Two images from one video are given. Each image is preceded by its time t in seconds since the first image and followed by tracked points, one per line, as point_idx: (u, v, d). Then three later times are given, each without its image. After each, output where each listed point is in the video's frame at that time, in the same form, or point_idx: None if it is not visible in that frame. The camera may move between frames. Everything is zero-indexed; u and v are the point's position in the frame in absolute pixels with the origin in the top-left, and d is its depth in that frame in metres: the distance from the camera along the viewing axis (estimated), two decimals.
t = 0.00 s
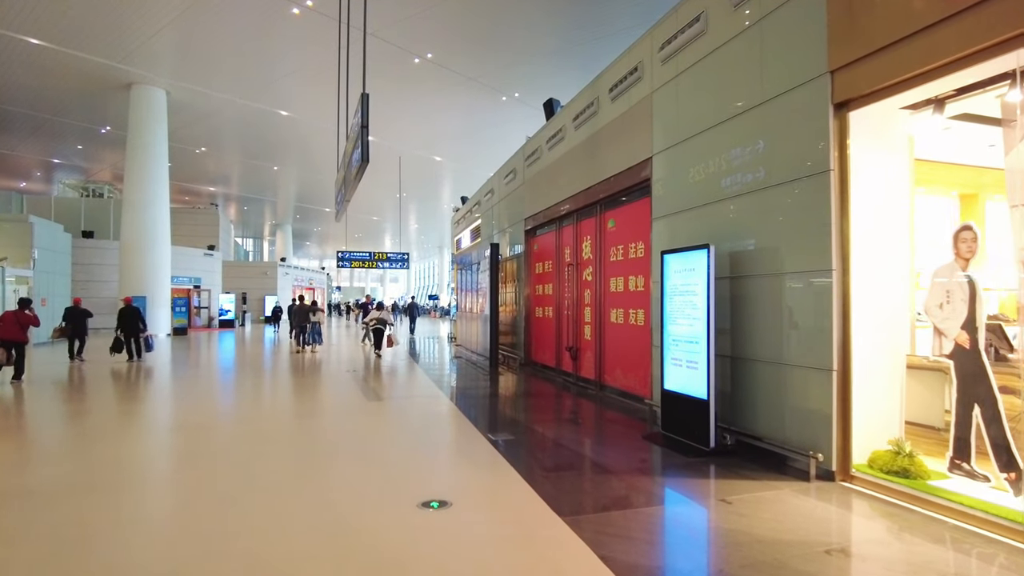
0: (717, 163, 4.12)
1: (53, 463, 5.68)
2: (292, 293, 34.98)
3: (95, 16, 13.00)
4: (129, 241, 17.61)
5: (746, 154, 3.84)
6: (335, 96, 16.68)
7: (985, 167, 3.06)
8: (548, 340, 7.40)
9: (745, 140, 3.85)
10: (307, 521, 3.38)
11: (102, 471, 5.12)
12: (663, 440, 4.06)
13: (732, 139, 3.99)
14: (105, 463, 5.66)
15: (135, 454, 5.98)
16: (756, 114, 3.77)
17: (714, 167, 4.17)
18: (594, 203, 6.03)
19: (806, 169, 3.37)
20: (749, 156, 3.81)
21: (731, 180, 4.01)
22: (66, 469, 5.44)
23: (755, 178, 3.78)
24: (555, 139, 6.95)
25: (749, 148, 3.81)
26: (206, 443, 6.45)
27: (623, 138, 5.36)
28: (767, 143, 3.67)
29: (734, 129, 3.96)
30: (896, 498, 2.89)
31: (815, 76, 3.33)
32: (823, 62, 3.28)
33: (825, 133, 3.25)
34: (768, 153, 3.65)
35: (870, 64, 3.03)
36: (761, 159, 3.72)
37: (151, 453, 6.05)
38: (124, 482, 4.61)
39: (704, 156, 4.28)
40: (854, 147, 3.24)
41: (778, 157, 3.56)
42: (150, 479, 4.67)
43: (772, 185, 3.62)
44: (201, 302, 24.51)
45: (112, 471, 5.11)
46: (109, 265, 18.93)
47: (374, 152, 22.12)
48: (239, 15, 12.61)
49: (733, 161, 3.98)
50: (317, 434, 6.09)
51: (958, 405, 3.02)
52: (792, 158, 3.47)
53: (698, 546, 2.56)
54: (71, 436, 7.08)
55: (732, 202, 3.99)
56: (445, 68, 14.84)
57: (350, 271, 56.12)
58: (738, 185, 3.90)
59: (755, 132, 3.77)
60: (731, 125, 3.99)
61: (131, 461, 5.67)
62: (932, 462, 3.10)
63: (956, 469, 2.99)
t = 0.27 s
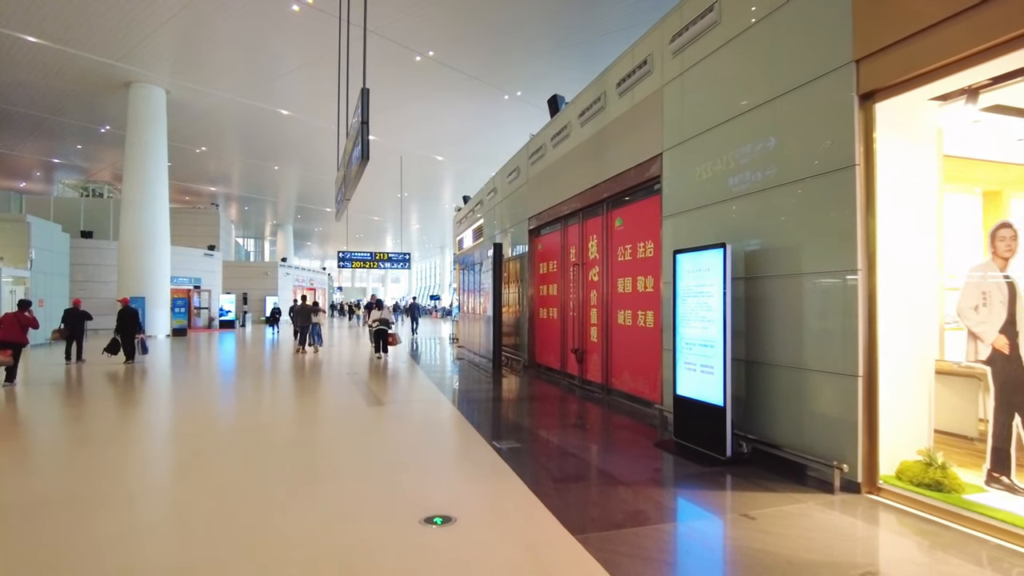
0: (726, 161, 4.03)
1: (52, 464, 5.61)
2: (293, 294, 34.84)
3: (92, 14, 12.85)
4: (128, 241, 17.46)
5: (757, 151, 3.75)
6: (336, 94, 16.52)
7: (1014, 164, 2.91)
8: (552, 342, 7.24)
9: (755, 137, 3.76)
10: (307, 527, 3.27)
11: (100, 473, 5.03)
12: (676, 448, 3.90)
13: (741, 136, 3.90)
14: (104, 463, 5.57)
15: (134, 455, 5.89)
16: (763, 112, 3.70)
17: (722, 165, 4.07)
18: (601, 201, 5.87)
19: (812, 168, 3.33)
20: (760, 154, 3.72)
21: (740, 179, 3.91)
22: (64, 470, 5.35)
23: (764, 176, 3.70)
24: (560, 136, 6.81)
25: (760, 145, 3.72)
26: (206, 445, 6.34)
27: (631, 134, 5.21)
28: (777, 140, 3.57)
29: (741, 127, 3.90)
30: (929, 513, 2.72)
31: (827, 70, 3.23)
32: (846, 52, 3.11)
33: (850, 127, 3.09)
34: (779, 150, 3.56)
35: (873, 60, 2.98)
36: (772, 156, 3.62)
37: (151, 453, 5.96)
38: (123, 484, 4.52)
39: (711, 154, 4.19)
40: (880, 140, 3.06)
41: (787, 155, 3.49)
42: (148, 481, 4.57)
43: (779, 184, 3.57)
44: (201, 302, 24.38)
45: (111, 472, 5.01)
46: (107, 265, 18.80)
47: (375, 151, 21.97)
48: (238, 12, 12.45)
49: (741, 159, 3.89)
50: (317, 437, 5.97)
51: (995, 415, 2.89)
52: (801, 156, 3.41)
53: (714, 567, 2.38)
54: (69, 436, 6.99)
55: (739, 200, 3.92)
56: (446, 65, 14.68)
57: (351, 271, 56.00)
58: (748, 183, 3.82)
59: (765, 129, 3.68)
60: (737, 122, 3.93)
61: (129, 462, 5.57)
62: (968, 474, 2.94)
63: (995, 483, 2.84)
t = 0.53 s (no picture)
0: (735, 157, 3.93)
1: (53, 463, 5.51)
2: (296, 294, 34.73)
3: (93, 11, 12.73)
4: (130, 241, 17.35)
5: (768, 147, 3.65)
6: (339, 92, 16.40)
7: None
8: (560, 342, 7.07)
9: (767, 132, 3.66)
10: (308, 532, 3.15)
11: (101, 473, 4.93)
12: (692, 454, 3.73)
13: (751, 130, 3.80)
14: (104, 463, 5.46)
15: (136, 455, 5.79)
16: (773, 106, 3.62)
17: (733, 160, 3.95)
18: (610, 198, 5.70)
19: (816, 167, 3.28)
20: (771, 149, 3.62)
21: (750, 175, 3.81)
22: (64, 469, 5.25)
23: (776, 172, 3.60)
24: (566, 131, 6.67)
25: (771, 141, 3.61)
26: (209, 444, 6.24)
27: (641, 128, 5.05)
28: (790, 135, 3.47)
29: (748, 123, 3.82)
30: (969, 526, 2.54)
31: (840, 62, 3.14)
32: (875, 34, 2.93)
33: (881, 115, 2.89)
34: (792, 145, 3.46)
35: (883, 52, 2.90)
36: (783, 152, 3.52)
37: (153, 452, 5.86)
38: (123, 484, 4.41)
39: (720, 150, 4.09)
40: (912, 130, 2.88)
41: (800, 150, 3.39)
42: (148, 482, 4.47)
43: (789, 180, 3.48)
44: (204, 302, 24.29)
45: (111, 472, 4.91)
46: (110, 265, 18.70)
47: (378, 151, 21.86)
48: (239, 9, 12.31)
49: (752, 155, 3.79)
50: (320, 438, 5.83)
51: None
52: (811, 152, 3.32)
53: None
54: (71, 436, 6.89)
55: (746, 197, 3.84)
56: (450, 63, 14.53)
57: (355, 272, 55.92)
58: (758, 179, 3.73)
59: (777, 124, 3.58)
60: (745, 118, 3.84)
61: (130, 462, 5.46)
62: (1011, 484, 2.81)
63: None
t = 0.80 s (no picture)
0: (749, 154, 3.82)
1: (55, 463, 5.43)
2: (301, 294, 34.61)
3: (95, 10, 12.62)
4: (133, 240, 17.24)
5: (782, 144, 3.54)
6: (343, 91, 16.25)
7: None
8: (568, 345, 6.89)
9: (780, 129, 3.56)
10: (309, 542, 3.02)
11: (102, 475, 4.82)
12: (711, 464, 3.55)
13: (764, 127, 3.70)
14: (106, 464, 5.36)
15: (138, 456, 5.68)
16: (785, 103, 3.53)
17: (744, 158, 3.85)
18: (621, 196, 5.53)
19: (825, 166, 3.24)
20: (785, 147, 3.52)
21: (764, 172, 3.71)
22: (67, 469, 5.16)
23: (791, 170, 3.49)
24: (575, 128, 6.51)
25: (786, 137, 3.51)
26: (212, 446, 6.12)
27: (653, 123, 4.89)
28: (805, 131, 3.38)
29: (759, 121, 3.74)
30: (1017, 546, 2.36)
31: (855, 59, 3.05)
32: (912, 18, 2.75)
33: (919, 104, 2.72)
34: (807, 142, 3.36)
35: (898, 48, 2.82)
36: (799, 149, 3.43)
37: (156, 453, 5.76)
38: (124, 487, 4.30)
39: (732, 147, 3.98)
40: (953, 121, 2.71)
41: (817, 145, 3.28)
42: (150, 486, 4.36)
43: (804, 179, 3.39)
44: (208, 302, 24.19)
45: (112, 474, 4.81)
46: (113, 264, 18.61)
47: (383, 150, 21.71)
48: (242, 6, 12.17)
49: (766, 152, 3.68)
50: (321, 442, 5.66)
51: None
52: (830, 148, 3.21)
53: None
54: (74, 436, 6.80)
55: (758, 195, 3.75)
56: (456, 61, 14.36)
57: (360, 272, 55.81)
58: (771, 177, 3.63)
59: (790, 121, 3.48)
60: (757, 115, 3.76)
61: (132, 463, 5.36)
62: None
63: None
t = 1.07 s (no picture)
0: (762, 148, 3.70)
1: (59, 462, 5.34)
2: (305, 293, 34.50)
3: (97, 6, 12.50)
4: (136, 239, 17.13)
5: (797, 137, 3.43)
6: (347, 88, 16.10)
7: None
8: (576, 346, 6.71)
9: (796, 122, 3.45)
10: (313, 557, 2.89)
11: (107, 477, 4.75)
12: (731, 471, 3.37)
13: (777, 120, 3.59)
14: (110, 464, 5.28)
15: (141, 456, 5.58)
16: (797, 96, 3.45)
17: (757, 153, 3.74)
18: (633, 190, 5.34)
19: (841, 160, 3.13)
20: (801, 140, 3.41)
21: (778, 167, 3.58)
22: (72, 468, 5.09)
23: (807, 164, 3.37)
24: (583, 122, 6.34)
25: (802, 130, 3.39)
26: (218, 444, 6.03)
27: (666, 115, 4.71)
28: (820, 124, 3.27)
29: (770, 115, 3.65)
30: None
31: (873, 48, 2.96)
32: None
33: (963, 86, 2.54)
34: (823, 136, 3.25)
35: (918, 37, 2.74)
36: (814, 143, 3.31)
37: (162, 453, 5.69)
38: (127, 491, 4.22)
39: (744, 140, 3.87)
40: (1001, 105, 2.53)
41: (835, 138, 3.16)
42: (152, 490, 4.26)
43: (820, 172, 3.27)
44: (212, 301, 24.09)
45: (116, 477, 4.72)
46: (117, 263, 18.52)
47: (387, 148, 21.56)
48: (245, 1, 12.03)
49: (781, 145, 3.56)
50: (323, 445, 5.50)
51: None
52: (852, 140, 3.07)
53: None
54: (77, 436, 6.69)
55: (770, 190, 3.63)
56: (461, 57, 14.19)
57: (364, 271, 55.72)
58: (786, 172, 3.51)
59: (807, 113, 3.37)
60: (768, 108, 3.66)
61: (134, 463, 5.27)
62: None
63: None
